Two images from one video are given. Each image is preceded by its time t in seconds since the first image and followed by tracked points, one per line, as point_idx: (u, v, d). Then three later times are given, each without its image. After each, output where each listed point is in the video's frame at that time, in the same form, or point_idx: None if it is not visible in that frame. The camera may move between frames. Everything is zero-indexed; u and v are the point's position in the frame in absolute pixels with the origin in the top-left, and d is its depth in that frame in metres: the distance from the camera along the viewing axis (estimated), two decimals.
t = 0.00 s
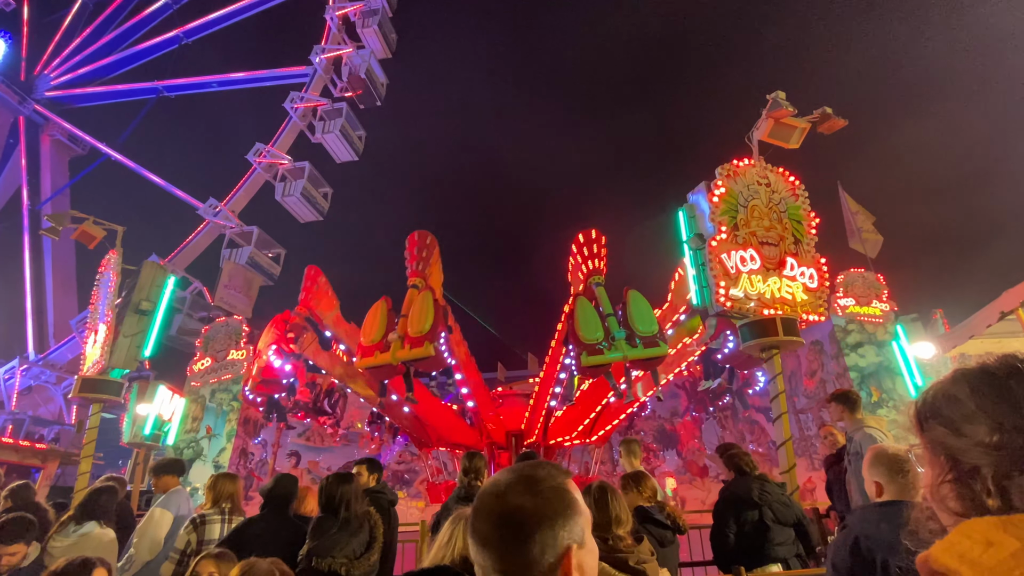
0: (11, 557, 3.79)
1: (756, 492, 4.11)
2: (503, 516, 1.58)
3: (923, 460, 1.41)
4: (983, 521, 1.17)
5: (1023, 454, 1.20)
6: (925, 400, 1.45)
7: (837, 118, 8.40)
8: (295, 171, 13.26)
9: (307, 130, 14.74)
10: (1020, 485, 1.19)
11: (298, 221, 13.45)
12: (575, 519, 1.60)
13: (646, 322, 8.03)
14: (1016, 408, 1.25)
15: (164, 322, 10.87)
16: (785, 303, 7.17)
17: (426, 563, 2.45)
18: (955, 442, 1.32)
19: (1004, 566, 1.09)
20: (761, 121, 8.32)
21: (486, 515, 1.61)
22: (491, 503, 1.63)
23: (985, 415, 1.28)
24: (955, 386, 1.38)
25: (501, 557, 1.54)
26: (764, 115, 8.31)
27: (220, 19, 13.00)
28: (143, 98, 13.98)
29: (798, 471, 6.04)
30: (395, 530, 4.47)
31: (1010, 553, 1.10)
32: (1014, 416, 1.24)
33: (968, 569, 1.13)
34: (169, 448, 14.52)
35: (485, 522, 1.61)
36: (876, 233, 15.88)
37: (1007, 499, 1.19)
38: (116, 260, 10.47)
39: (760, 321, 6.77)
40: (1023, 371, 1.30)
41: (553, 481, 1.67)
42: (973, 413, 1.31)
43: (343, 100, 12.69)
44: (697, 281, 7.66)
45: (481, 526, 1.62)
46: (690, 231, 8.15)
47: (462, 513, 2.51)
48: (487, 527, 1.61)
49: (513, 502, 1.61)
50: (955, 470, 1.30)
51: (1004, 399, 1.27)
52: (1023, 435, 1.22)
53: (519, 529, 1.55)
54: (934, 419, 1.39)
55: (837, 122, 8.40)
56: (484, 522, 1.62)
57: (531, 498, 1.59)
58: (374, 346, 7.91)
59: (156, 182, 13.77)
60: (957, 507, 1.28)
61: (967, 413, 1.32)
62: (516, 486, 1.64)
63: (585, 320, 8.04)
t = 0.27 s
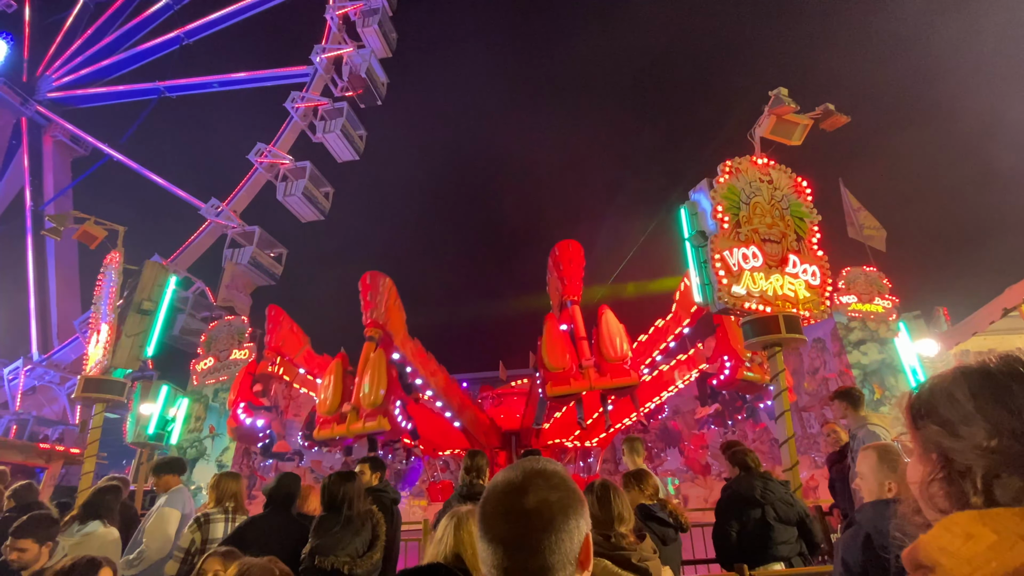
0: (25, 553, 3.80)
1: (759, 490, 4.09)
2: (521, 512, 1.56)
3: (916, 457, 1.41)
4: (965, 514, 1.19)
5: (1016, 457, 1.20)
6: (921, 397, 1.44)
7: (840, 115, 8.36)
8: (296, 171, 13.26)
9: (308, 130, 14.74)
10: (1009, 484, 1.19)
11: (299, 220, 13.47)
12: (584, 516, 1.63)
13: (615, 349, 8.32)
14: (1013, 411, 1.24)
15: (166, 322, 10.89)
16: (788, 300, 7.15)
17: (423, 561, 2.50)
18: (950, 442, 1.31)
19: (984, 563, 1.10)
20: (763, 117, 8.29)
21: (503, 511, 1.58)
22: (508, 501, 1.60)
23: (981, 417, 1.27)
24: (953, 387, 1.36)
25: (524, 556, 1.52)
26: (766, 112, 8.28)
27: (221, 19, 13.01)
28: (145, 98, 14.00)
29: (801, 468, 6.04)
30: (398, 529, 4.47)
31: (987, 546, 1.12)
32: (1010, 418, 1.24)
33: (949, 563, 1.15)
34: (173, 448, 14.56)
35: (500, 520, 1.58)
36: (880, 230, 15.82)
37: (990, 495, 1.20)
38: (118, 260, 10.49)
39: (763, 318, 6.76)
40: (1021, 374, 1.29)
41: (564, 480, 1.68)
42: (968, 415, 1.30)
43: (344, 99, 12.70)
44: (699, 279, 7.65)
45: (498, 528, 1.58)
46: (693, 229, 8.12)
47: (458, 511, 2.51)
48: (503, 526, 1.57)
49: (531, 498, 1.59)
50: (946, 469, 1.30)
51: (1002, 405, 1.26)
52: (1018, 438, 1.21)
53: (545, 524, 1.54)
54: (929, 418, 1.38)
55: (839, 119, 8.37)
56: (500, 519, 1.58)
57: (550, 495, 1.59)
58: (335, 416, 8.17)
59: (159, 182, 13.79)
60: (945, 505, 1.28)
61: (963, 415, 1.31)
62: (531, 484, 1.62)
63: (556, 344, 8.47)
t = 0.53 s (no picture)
0: (27, 552, 3.75)
1: (761, 487, 4.09)
2: (532, 507, 1.55)
3: (908, 457, 1.39)
4: (959, 510, 1.19)
5: (1014, 455, 1.18)
6: (913, 393, 1.41)
7: (842, 112, 8.33)
8: (298, 170, 13.26)
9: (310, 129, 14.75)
10: (1003, 481, 1.18)
11: (301, 220, 13.50)
12: (593, 514, 1.63)
13: (580, 382, 7.83)
14: (1010, 408, 1.23)
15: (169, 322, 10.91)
16: (790, 298, 7.12)
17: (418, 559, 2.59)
18: (944, 441, 1.29)
19: (978, 557, 1.12)
20: (764, 114, 8.26)
21: (512, 505, 1.58)
22: (519, 495, 1.59)
23: (975, 416, 1.26)
24: (943, 383, 1.34)
25: (532, 550, 1.51)
26: (767, 109, 8.25)
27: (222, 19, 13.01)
28: (147, 99, 14.01)
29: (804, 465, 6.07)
30: (401, 527, 4.47)
31: (980, 540, 1.13)
32: (1007, 415, 1.23)
33: (942, 559, 1.16)
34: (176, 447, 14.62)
35: (509, 513, 1.57)
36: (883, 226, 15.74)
37: (984, 492, 1.20)
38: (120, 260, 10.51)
39: (764, 316, 6.80)
40: (1015, 371, 1.28)
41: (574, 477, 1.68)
42: (962, 413, 1.28)
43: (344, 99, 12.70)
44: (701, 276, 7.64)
45: (506, 522, 1.57)
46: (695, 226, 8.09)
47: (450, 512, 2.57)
48: (512, 519, 1.57)
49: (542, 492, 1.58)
50: (940, 466, 1.29)
51: (994, 400, 1.25)
52: (1014, 435, 1.20)
53: (554, 521, 1.54)
54: (922, 416, 1.35)
55: (841, 116, 8.34)
56: (510, 511, 1.58)
57: (561, 489, 1.59)
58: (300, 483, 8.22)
59: (161, 182, 13.83)
60: (939, 502, 1.27)
61: (958, 413, 1.29)
62: (541, 479, 1.62)
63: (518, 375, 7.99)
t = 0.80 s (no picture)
0: (12, 552, 3.73)
1: (763, 485, 4.08)
2: (539, 504, 1.55)
3: (921, 452, 1.38)
4: (972, 503, 1.14)
5: None
6: (924, 389, 1.42)
7: (843, 108, 8.31)
8: (299, 170, 13.27)
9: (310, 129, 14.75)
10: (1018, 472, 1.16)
11: (302, 220, 13.50)
12: (600, 511, 1.63)
13: (534, 393, 7.75)
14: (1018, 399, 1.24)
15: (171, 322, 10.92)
16: (792, 295, 7.11)
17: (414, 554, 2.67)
18: (956, 434, 1.29)
19: (994, 549, 1.06)
20: (765, 112, 8.25)
21: (520, 501, 1.57)
22: (526, 492, 1.59)
23: (986, 409, 1.27)
24: (954, 377, 1.36)
25: (540, 546, 1.51)
26: (768, 106, 8.24)
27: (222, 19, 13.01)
28: (148, 99, 14.03)
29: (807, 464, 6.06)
30: (404, 525, 4.48)
31: (996, 534, 1.07)
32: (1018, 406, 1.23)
33: (957, 552, 1.10)
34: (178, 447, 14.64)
35: (517, 509, 1.57)
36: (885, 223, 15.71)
37: (999, 482, 1.18)
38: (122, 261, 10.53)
39: (766, 312, 6.74)
40: None
41: (580, 473, 1.68)
42: (975, 405, 1.29)
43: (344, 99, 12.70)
44: (703, 274, 7.62)
45: (514, 518, 1.57)
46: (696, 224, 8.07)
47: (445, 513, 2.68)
48: (519, 516, 1.56)
49: (548, 489, 1.58)
50: (955, 459, 1.28)
51: (1007, 392, 1.26)
52: None
53: (562, 518, 1.54)
54: (935, 410, 1.36)
55: (843, 112, 8.32)
56: (518, 508, 1.57)
57: (569, 487, 1.58)
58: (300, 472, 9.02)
59: (162, 182, 13.85)
60: (954, 495, 1.25)
61: (968, 405, 1.30)
62: (548, 476, 1.61)
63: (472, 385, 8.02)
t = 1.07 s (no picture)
0: None
1: (765, 483, 4.07)
2: (543, 500, 1.55)
3: (958, 445, 1.39)
4: (1010, 499, 1.13)
5: None
6: (963, 382, 1.44)
7: (844, 105, 8.29)
8: (299, 170, 13.29)
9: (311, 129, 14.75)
10: None
11: (303, 219, 13.51)
12: (602, 507, 1.64)
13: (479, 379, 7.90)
14: None
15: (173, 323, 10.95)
16: (793, 294, 7.10)
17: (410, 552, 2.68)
18: (998, 426, 1.29)
19: None
20: (766, 109, 8.23)
21: (524, 497, 1.57)
22: (529, 489, 1.59)
23: None
24: (989, 369, 1.38)
25: (544, 543, 1.51)
26: (769, 104, 8.22)
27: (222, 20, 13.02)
28: (148, 100, 14.05)
29: (808, 462, 6.05)
30: (405, 523, 4.49)
31: None
32: None
33: (993, 544, 1.10)
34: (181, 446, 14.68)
35: (521, 506, 1.57)
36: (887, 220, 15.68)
37: None
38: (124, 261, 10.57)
39: (768, 311, 6.71)
40: None
41: (582, 469, 1.68)
42: (1018, 396, 1.28)
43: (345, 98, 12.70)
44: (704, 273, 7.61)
45: (518, 514, 1.56)
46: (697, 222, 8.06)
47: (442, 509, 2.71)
48: (522, 512, 1.56)
49: (551, 485, 1.58)
50: (994, 451, 1.27)
51: None
52: None
53: (566, 514, 1.54)
54: (975, 402, 1.37)
55: (844, 110, 8.30)
56: (522, 505, 1.57)
57: (572, 482, 1.59)
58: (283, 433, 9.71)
59: (163, 182, 13.88)
60: (989, 487, 1.25)
61: (1012, 397, 1.29)
62: (551, 472, 1.62)
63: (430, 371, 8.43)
